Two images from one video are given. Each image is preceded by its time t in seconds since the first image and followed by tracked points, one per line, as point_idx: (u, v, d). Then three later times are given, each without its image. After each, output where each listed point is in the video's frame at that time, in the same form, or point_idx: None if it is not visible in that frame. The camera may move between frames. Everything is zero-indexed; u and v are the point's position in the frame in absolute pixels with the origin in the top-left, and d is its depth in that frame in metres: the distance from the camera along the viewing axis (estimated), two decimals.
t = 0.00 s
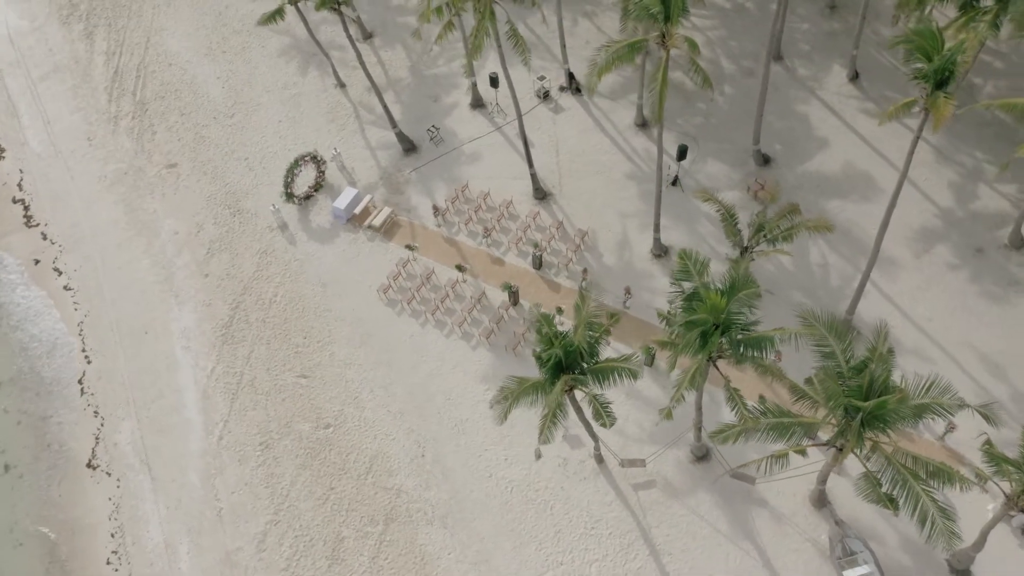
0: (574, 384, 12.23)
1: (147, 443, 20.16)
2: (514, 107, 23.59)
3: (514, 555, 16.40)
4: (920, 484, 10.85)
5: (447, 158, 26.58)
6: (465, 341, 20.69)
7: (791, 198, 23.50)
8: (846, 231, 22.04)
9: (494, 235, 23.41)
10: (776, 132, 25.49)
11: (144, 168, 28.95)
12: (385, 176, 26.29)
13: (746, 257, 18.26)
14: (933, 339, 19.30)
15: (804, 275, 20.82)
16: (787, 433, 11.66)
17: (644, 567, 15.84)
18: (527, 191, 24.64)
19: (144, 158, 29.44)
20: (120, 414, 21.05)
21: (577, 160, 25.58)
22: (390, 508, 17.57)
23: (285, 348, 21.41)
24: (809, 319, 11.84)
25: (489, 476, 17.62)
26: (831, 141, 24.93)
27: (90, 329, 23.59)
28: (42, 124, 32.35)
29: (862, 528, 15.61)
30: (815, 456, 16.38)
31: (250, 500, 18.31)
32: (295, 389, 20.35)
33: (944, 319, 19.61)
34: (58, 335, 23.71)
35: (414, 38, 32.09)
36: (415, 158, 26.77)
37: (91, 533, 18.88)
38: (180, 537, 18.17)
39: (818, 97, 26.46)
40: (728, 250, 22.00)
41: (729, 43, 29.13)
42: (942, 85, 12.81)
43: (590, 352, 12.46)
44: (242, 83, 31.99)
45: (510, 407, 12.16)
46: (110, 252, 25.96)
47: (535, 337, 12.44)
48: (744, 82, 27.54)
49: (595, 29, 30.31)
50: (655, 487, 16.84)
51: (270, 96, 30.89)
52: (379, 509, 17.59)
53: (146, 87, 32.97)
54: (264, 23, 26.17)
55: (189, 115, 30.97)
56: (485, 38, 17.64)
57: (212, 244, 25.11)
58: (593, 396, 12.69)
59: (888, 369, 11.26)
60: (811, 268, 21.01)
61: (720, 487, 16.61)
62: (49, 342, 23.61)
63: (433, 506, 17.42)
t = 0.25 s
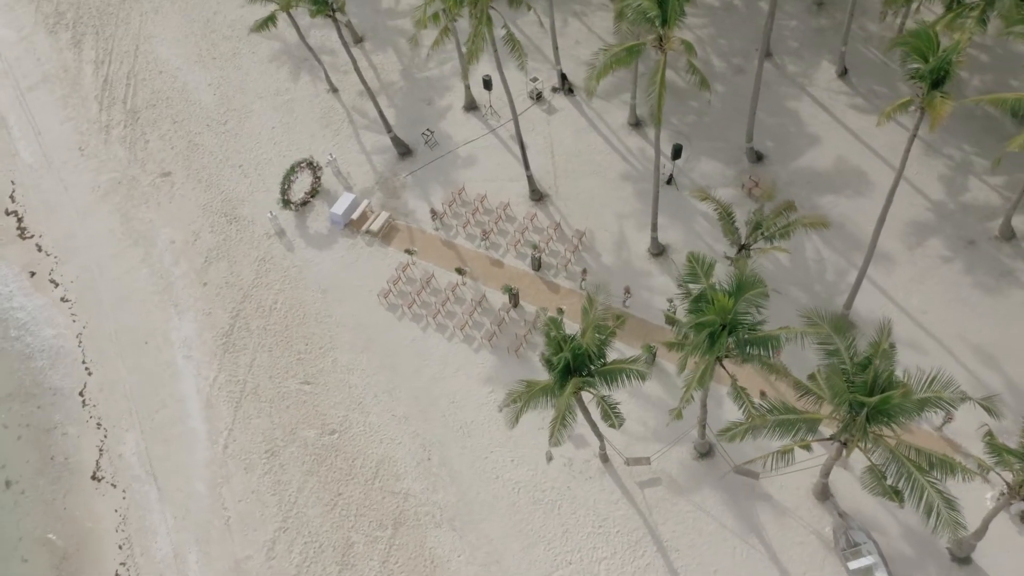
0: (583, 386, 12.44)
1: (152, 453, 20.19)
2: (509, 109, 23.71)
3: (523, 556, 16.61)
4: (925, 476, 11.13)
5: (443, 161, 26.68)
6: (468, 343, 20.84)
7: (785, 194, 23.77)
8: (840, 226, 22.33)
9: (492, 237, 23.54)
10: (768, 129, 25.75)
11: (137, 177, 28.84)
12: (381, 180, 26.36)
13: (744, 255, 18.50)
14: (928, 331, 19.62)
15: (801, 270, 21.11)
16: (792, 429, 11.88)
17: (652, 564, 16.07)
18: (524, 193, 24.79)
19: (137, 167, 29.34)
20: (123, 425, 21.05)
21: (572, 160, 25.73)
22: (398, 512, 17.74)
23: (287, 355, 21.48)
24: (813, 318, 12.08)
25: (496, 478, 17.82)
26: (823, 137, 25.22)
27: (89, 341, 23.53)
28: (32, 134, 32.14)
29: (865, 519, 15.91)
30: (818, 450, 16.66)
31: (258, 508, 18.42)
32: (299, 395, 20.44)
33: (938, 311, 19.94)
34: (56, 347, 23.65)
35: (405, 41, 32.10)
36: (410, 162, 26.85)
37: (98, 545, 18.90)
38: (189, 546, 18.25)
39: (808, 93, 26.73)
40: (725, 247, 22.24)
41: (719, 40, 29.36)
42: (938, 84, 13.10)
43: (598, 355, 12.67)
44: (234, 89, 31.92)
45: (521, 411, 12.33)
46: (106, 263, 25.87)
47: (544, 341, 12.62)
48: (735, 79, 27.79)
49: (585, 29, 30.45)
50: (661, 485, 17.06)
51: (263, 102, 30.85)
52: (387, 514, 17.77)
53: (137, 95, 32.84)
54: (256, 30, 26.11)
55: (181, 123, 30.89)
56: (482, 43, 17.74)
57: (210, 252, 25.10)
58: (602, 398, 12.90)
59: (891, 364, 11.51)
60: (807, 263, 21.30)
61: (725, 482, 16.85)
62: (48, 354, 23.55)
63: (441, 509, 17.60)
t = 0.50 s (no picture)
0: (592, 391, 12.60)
1: (156, 467, 20.19)
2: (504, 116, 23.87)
3: (532, 559, 16.78)
4: (928, 473, 11.37)
5: (438, 168, 26.79)
6: (469, 350, 20.97)
7: (778, 194, 24.07)
8: (833, 225, 22.66)
9: (490, 243, 23.69)
10: (760, 130, 26.05)
11: (132, 190, 28.77)
12: (377, 188, 26.44)
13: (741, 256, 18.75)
14: (923, 327, 19.95)
15: (796, 269, 21.42)
16: (798, 429, 12.08)
17: (660, 564, 16.28)
18: (520, 198, 24.94)
19: (131, 179, 29.26)
20: (126, 439, 21.03)
21: (567, 165, 25.92)
22: (406, 519, 17.88)
23: (289, 366, 21.52)
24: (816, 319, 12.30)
25: (502, 483, 17.99)
26: (814, 136, 25.55)
27: (88, 356, 23.47)
28: (23, 148, 31.94)
29: (868, 514, 16.19)
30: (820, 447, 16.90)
31: (265, 520, 18.49)
32: (302, 406, 20.50)
33: (933, 307, 20.27)
34: (55, 363, 23.55)
35: (396, 48, 32.18)
36: (406, 169, 26.95)
37: (105, 561, 18.88)
38: (197, 560, 18.28)
39: (798, 93, 27.06)
40: (722, 248, 22.50)
41: (708, 42, 29.65)
42: (933, 88, 13.45)
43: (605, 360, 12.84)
44: (226, 100, 31.90)
45: (531, 418, 12.48)
46: (103, 277, 25.79)
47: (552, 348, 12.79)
48: (725, 81, 28.08)
49: (575, 33, 30.65)
50: (666, 486, 17.26)
51: (255, 112, 30.85)
52: (395, 522, 17.90)
53: (128, 107, 32.75)
54: (249, 40, 26.11)
55: (174, 134, 30.84)
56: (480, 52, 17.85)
57: (208, 264, 25.10)
58: (610, 402, 13.07)
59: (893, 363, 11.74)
60: (802, 262, 21.62)
61: (730, 482, 17.06)
62: (47, 370, 23.45)
63: (449, 515, 17.74)
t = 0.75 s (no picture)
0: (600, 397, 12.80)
1: (162, 483, 20.20)
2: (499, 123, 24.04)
3: (541, 564, 16.95)
4: (933, 470, 11.65)
5: (434, 176, 26.93)
6: (472, 357, 21.12)
7: (771, 195, 24.38)
8: (827, 225, 22.99)
9: (488, 250, 23.85)
10: (752, 132, 26.38)
11: (126, 204, 28.70)
12: (373, 197, 26.55)
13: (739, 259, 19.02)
14: (918, 323, 20.30)
15: (792, 270, 21.72)
16: (804, 429, 12.34)
17: (668, 565, 16.48)
18: (517, 205, 25.13)
19: (125, 194, 29.19)
20: (130, 455, 21.01)
21: (562, 170, 26.12)
22: (414, 528, 18.00)
23: (291, 377, 21.59)
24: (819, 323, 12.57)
25: (509, 489, 18.16)
26: (804, 137, 25.90)
27: (88, 373, 23.39)
28: (14, 164, 31.76)
29: (870, 510, 16.47)
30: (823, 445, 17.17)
31: (274, 532, 18.58)
32: (306, 417, 20.58)
33: (927, 303, 20.62)
34: (54, 381, 23.47)
35: (388, 56, 32.29)
36: (401, 178, 27.06)
37: None
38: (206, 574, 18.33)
39: (787, 95, 27.41)
40: (718, 250, 22.78)
41: (697, 46, 29.98)
42: (927, 93, 13.79)
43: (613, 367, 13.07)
44: (218, 112, 31.89)
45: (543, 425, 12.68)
46: (100, 293, 25.72)
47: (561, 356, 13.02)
48: (715, 84, 28.40)
49: (566, 38, 30.89)
50: (671, 487, 17.46)
51: (248, 123, 30.88)
52: (404, 531, 18.02)
53: (120, 121, 32.66)
54: (242, 53, 26.14)
55: (168, 147, 30.80)
56: (477, 62, 18.00)
57: (206, 277, 25.10)
58: (618, 409, 13.29)
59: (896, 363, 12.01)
60: (798, 262, 21.93)
61: (735, 482, 17.30)
62: (47, 388, 23.37)
63: (457, 522, 17.89)
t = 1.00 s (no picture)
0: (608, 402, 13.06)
1: (168, 498, 20.20)
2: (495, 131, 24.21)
3: (550, 569, 17.10)
4: (937, 466, 11.91)
5: (430, 184, 27.05)
6: (475, 364, 21.26)
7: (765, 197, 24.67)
8: (821, 225, 23.30)
9: (487, 257, 24.00)
10: (743, 134, 26.68)
11: (121, 219, 28.62)
12: (370, 207, 26.65)
13: (737, 261, 19.30)
14: (913, 320, 20.63)
15: (788, 270, 22.00)
16: (810, 429, 12.60)
17: (677, 566, 16.67)
18: (514, 211, 25.29)
19: (119, 208, 29.10)
20: (135, 471, 20.99)
21: (557, 176, 26.30)
22: (423, 536, 18.12)
23: (294, 389, 21.64)
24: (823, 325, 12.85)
25: (516, 495, 18.31)
26: (795, 138, 26.23)
27: (89, 389, 23.32)
28: (5, 181, 31.56)
29: (873, 505, 16.74)
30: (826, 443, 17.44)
31: (282, 544, 18.65)
32: (311, 428, 20.64)
33: (921, 300, 20.96)
34: (55, 398, 23.38)
35: (379, 65, 32.37)
36: (398, 187, 27.16)
37: None
38: None
39: (777, 96, 27.75)
40: (714, 252, 23.04)
41: (687, 49, 30.28)
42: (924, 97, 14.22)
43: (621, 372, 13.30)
44: (211, 124, 31.87)
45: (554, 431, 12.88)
46: (98, 309, 25.64)
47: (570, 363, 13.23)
48: (706, 87, 28.71)
49: (556, 44, 31.10)
50: (677, 489, 17.66)
51: (242, 135, 30.88)
52: (413, 539, 18.14)
53: (112, 135, 32.55)
54: (235, 65, 26.16)
55: (161, 161, 30.74)
56: (475, 72, 18.15)
57: (205, 291, 25.10)
58: (627, 413, 13.52)
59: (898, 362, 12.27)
60: (794, 262, 22.24)
61: (739, 481, 17.52)
62: (47, 406, 23.27)
63: (466, 529, 18.02)
